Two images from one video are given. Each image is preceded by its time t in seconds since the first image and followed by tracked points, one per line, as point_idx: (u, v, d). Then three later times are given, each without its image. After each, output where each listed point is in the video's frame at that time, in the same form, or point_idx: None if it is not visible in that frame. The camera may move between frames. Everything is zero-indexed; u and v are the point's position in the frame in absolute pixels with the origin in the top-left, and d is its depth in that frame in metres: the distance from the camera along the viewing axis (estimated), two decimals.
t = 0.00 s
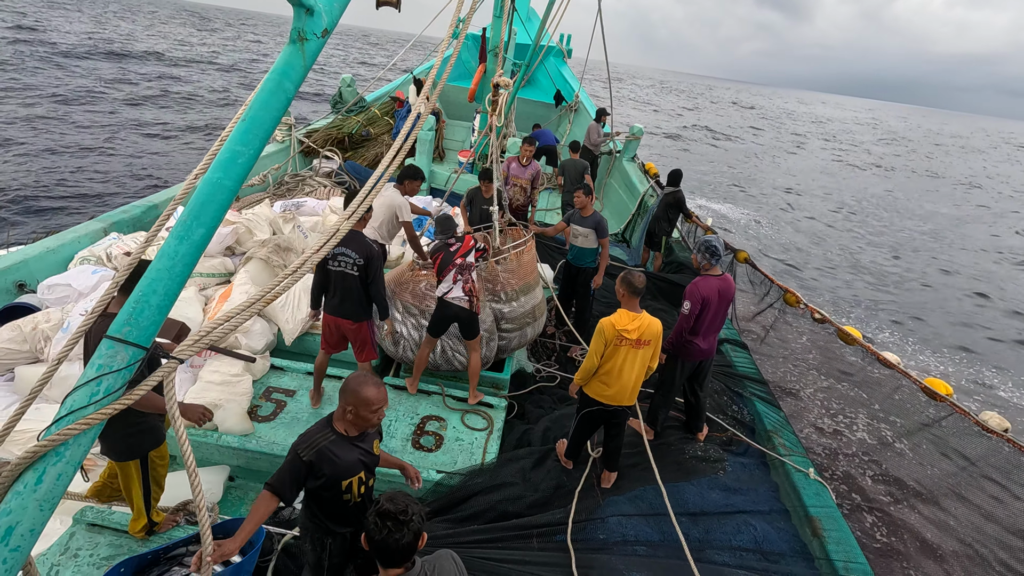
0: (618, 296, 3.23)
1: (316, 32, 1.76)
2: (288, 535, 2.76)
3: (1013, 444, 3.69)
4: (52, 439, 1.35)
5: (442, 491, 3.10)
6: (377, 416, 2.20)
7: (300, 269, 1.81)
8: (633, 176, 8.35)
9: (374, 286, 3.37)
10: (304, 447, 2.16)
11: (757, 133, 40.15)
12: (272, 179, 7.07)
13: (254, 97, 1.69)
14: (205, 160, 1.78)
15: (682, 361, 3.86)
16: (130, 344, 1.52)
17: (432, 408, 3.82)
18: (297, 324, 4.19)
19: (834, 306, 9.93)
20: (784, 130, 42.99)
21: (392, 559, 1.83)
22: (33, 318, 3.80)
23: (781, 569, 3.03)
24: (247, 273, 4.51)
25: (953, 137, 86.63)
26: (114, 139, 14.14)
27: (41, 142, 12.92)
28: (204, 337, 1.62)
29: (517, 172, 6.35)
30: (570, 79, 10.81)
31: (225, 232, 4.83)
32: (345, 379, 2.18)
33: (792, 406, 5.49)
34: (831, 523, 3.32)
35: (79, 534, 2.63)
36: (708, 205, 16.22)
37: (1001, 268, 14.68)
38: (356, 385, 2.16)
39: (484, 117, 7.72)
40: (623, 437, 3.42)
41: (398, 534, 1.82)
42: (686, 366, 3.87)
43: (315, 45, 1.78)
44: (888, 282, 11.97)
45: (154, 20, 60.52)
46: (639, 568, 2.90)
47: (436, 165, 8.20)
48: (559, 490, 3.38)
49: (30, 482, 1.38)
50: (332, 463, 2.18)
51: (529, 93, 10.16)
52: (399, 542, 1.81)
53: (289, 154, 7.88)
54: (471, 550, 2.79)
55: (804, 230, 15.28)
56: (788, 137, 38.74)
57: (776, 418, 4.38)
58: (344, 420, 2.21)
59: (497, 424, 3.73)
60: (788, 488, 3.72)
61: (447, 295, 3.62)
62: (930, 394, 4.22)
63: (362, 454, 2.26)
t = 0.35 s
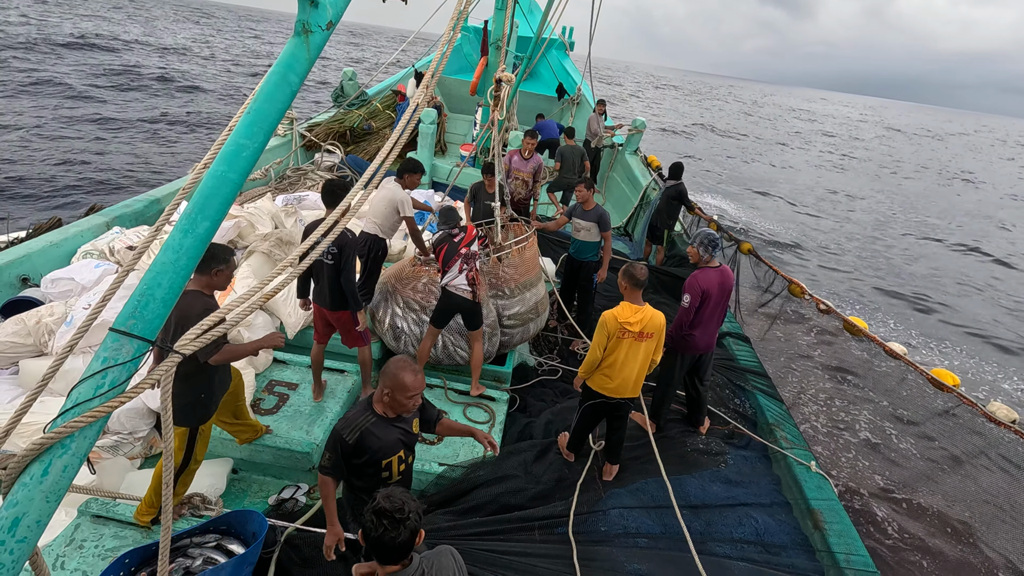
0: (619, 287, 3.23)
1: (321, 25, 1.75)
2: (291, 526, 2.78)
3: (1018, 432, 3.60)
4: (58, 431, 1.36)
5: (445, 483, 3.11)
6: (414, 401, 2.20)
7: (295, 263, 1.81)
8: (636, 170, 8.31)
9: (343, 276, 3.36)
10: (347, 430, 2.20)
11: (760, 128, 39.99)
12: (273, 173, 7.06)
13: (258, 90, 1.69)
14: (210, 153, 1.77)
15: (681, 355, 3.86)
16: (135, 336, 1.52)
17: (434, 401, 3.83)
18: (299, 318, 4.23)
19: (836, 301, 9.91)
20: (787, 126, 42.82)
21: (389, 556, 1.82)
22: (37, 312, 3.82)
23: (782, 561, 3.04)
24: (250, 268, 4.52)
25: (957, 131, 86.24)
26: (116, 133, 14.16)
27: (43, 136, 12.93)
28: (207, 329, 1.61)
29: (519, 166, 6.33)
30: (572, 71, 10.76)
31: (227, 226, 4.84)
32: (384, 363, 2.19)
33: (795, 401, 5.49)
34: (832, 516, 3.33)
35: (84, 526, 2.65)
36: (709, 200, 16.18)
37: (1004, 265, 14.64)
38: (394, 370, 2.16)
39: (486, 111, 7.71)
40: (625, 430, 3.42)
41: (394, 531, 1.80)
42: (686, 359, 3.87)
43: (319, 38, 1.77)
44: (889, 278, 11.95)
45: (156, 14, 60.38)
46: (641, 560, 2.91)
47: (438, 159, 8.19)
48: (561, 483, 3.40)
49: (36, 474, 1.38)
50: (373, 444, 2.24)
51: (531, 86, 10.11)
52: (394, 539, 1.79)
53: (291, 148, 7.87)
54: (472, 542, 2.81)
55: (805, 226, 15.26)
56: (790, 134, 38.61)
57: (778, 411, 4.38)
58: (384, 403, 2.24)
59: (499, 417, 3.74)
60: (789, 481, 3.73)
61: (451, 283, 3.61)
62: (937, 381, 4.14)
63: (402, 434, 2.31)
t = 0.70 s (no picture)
0: (624, 280, 3.23)
1: (324, 19, 1.73)
2: (297, 521, 2.79)
3: None
4: (65, 427, 1.36)
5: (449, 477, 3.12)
6: (454, 407, 2.29)
7: (296, 258, 1.80)
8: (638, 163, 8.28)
9: (342, 271, 3.38)
10: (395, 441, 2.27)
11: (761, 123, 39.83)
12: (275, 170, 7.06)
13: (262, 85, 1.68)
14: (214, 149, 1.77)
15: (683, 349, 3.85)
16: (141, 332, 1.52)
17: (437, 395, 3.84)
18: (302, 314, 4.29)
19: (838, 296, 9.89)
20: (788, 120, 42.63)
21: (394, 552, 1.81)
22: (42, 309, 3.84)
23: (786, 553, 3.04)
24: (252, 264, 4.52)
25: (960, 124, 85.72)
26: (117, 130, 14.15)
27: (45, 133, 12.93)
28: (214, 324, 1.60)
29: (522, 159, 6.31)
30: (574, 64, 10.70)
31: (230, 222, 4.85)
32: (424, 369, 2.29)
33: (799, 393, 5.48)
34: (837, 508, 3.33)
35: (92, 520, 2.67)
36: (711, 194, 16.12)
37: (1007, 261, 14.61)
38: (436, 375, 2.26)
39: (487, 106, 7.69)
40: (630, 423, 3.42)
41: (398, 528, 1.79)
42: (687, 353, 3.86)
43: (322, 32, 1.76)
44: (892, 274, 11.93)
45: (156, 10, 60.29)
46: (646, 552, 2.91)
47: (439, 153, 8.17)
48: (565, 476, 3.40)
49: (45, 469, 1.39)
50: (422, 451, 2.32)
51: (532, 79, 10.05)
52: (399, 537, 1.78)
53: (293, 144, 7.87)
54: (477, 535, 2.81)
55: (807, 221, 15.21)
56: (792, 128, 38.47)
57: (782, 404, 4.37)
58: (427, 410, 2.31)
59: (503, 411, 3.74)
60: (793, 473, 3.73)
61: (459, 277, 3.60)
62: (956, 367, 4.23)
63: (445, 437, 2.40)
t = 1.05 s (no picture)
0: (627, 275, 3.23)
1: (324, 16, 1.73)
2: (302, 517, 2.80)
3: None
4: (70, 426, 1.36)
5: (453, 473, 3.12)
6: (525, 447, 2.20)
7: (299, 257, 1.79)
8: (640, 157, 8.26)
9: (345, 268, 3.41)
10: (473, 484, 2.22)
11: (762, 119, 39.64)
12: (277, 169, 7.07)
13: (262, 83, 1.68)
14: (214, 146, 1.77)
15: (682, 343, 3.85)
16: (145, 330, 1.53)
17: (440, 392, 3.84)
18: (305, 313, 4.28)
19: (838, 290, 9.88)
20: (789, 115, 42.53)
21: (405, 547, 1.82)
22: (47, 310, 3.87)
23: (792, 546, 3.04)
24: (255, 263, 4.53)
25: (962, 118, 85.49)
26: (117, 126, 14.09)
27: (44, 130, 12.88)
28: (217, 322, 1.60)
29: (523, 156, 6.30)
30: (574, 60, 10.66)
31: (232, 221, 4.88)
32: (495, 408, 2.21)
33: (802, 388, 5.46)
34: (842, 501, 3.33)
35: (99, 519, 2.68)
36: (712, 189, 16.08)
37: (1011, 257, 14.58)
38: (506, 414, 2.17)
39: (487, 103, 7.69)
40: (634, 417, 3.42)
41: (409, 522, 1.79)
42: (687, 348, 3.86)
43: (322, 29, 1.75)
44: (892, 269, 11.93)
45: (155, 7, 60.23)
46: (651, 547, 2.91)
47: (440, 150, 8.16)
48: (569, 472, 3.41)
49: (52, 467, 1.40)
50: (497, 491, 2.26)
51: (533, 76, 10.02)
52: (410, 530, 1.79)
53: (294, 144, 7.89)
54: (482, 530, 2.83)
55: (807, 217, 15.20)
56: (792, 125, 38.39)
57: (786, 398, 4.36)
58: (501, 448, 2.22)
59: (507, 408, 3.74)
60: (798, 467, 3.72)
61: (461, 280, 3.63)
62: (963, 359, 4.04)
63: (518, 470, 2.33)
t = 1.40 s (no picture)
0: (625, 271, 3.23)
1: (319, 13, 1.72)
2: (304, 517, 2.81)
3: None
4: (69, 425, 1.36)
5: (456, 472, 3.12)
6: (571, 460, 2.17)
7: (297, 256, 1.79)
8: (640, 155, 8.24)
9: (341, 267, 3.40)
10: (507, 481, 2.19)
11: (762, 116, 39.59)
12: (277, 171, 7.09)
13: (258, 81, 1.68)
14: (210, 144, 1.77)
15: (683, 340, 3.84)
16: (143, 329, 1.52)
17: (442, 391, 3.83)
18: (305, 313, 4.28)
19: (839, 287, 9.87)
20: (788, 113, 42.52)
21: (410, 542, 1.81)
22: (48, 313, 3.86)
23: (797, 542, 3.02)
24: (256, 264, 4.52)
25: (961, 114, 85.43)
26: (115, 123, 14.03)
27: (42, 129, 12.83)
28: (215, 321, 1.60)
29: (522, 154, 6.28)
30: (573, 59, 10.66)
31: (232, 223, 4.90)
32: (552, 416, 2.24)
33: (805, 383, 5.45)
34: (845, 496, 3.31)
35: (102, 521, 2.68)
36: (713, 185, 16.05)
37: (1011, 254, 14.59)
38: (561, 421, 2.19)
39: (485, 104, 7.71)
40: (636, 413, 3.41)
41: (417, 514, 1.80)
42: (688, 344, 3.85)
43: (317, 27, 1.75)
44: (892, 266, 11.92)
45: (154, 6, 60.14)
46: (656, 543, 2.89)
47: (440, 150, 8.17)
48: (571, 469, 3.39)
49: (50, 466, 1.39)
50: (529, 496, 2.22)
51: (532, 75, 10.02)
52: (417, 523, 1.79)
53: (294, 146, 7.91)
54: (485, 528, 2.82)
55: (808, 215, 15.18)
56: (791, 122, 38.37)
57: (789, 394, 4.35)
58: (545, 456, 2.19)
59: (509, 406, 3.73)
60: (802, 463, 3.70)
61: (452, 289, 3.80)
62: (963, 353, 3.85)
63: (557, 489, 2.26)
